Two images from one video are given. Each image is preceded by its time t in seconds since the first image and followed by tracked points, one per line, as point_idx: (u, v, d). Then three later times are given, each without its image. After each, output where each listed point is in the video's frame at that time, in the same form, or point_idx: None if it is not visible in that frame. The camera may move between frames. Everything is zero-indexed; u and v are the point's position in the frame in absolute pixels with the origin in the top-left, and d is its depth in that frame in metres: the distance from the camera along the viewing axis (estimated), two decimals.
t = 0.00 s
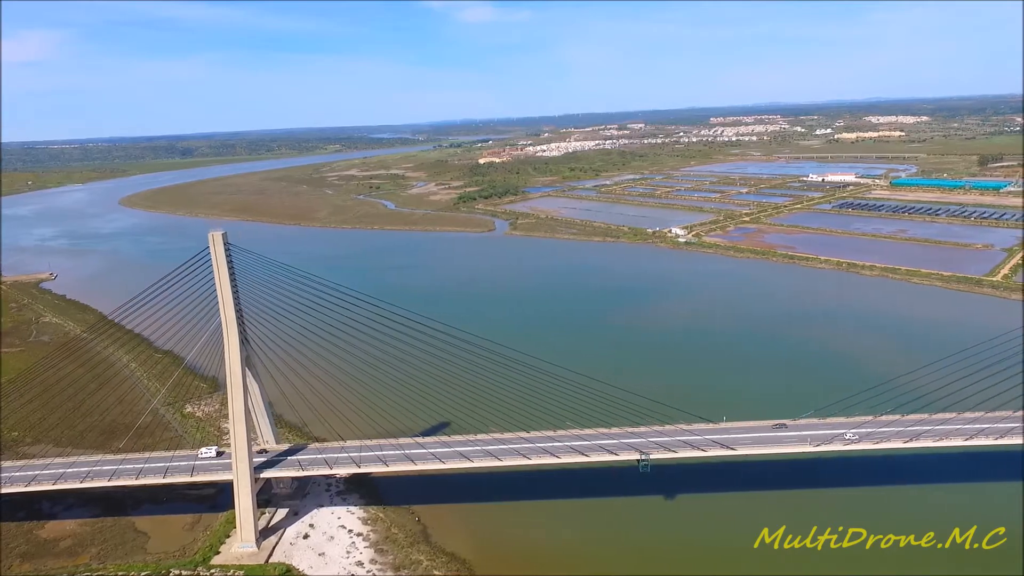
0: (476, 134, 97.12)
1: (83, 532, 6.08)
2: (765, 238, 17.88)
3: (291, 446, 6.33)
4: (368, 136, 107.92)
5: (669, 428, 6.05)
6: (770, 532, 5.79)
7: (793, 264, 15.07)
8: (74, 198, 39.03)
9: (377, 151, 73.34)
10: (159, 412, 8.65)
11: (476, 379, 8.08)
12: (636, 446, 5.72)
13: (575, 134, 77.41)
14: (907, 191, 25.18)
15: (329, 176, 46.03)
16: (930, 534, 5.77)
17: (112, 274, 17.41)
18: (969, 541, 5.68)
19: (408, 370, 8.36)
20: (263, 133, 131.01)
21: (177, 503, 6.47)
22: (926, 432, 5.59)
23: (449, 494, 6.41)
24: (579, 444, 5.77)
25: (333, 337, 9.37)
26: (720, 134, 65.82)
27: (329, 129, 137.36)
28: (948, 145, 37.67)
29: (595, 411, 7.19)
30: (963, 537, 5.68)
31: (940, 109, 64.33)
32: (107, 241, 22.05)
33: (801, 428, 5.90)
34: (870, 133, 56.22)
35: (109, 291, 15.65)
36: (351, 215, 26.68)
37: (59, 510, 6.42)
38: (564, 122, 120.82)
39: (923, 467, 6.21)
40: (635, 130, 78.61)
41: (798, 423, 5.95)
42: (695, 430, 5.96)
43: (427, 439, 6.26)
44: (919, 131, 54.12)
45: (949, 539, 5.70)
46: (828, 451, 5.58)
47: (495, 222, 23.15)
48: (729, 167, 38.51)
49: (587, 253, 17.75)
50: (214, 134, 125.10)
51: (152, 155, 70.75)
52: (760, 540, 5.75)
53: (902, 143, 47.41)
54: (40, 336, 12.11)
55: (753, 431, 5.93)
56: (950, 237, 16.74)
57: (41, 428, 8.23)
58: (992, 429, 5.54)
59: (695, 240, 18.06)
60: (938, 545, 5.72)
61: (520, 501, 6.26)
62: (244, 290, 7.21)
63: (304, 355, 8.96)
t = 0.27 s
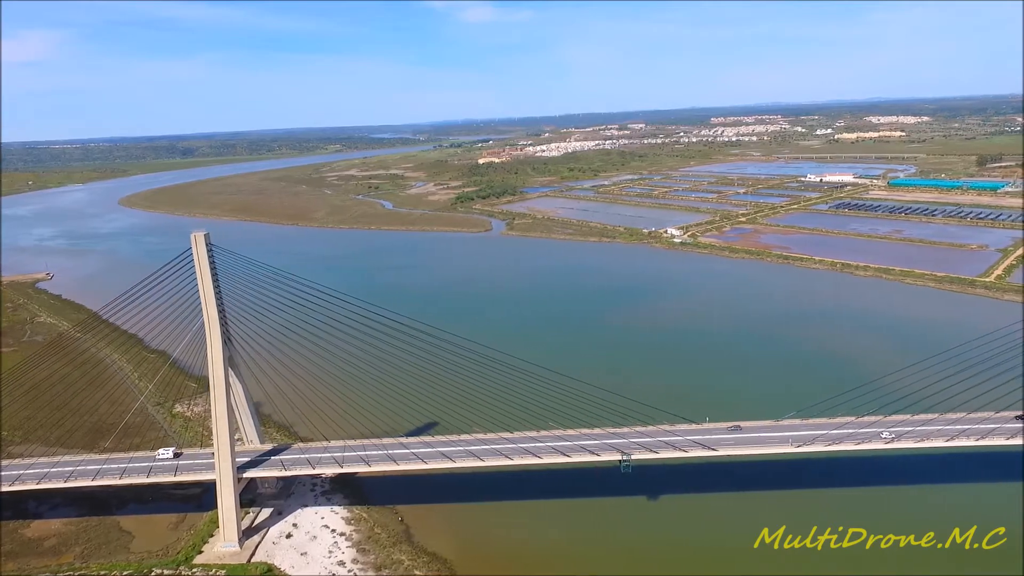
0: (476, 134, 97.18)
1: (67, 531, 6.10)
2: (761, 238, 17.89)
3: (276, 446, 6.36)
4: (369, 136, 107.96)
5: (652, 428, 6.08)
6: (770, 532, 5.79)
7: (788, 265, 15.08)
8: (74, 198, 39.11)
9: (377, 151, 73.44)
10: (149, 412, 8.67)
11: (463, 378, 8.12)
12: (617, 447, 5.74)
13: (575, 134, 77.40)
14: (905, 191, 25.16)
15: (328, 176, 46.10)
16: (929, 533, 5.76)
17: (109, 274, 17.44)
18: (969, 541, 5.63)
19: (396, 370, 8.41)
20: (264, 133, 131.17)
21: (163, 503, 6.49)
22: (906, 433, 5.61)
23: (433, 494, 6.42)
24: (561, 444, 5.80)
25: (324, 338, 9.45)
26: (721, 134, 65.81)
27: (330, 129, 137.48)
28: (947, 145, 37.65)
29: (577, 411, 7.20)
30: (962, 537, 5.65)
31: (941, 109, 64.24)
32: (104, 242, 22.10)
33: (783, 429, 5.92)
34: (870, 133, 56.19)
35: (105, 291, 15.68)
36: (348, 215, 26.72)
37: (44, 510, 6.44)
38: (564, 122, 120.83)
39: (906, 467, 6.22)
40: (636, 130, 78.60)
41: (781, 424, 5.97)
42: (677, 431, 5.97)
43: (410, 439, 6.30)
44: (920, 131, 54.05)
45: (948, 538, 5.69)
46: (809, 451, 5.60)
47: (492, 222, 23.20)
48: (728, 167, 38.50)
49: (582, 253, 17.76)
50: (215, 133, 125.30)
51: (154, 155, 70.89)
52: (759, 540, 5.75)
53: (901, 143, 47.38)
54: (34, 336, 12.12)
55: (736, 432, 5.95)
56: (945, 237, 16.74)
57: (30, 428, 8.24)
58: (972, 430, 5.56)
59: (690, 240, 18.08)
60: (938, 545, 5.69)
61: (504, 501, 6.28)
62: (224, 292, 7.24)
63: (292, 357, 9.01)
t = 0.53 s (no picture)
0: (476, 134, 97.17)
1: (52, 530, 6.12)
2: (756, 238, 17.88)
3: (260, 445, 6.38)
4: (370, 136, 107.94)
5: (636, 428, 6.09)
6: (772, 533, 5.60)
7: (782, 264, 15.07)
8: (73, 198, 39.14)
9: (377, 151, 73.45)
10: (138, 412, 8.68)
11: (455, 381, 8.22)
12: (599, 447, 5.75)
13: (575, 134, 77.36)
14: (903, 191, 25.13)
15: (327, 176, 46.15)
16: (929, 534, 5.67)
17: (104, 274, 17.46)
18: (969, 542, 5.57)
19: (389, 372, 8.53)
20: (264, 133, 131.32)
21: (148, 502, 6.50)
22: (889, 434, 5.60)
23: (416, 494, 6.42)
24: (543, 444, 5.82)
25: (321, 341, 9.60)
26: (721, 134, 65.73)
27: (331, 129, 137.50)
28: (946, 145, 37.59)
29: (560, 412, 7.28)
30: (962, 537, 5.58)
31: (942, 109, 64.08)
32: (101, 241, 22.11)
33: (766, 429, 5.92)
34: (870, 133, 56.14)
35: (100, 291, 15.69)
36: (345, 215, 26.72)
37: (30, 509, 6.45)
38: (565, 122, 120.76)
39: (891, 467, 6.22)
40: (636, 130, 78.51)
41: (764, 423, 5.97)
42: (659, 430, 5.99)
43: (395, 439, 6.32)
44: (919, 131, 53.93)
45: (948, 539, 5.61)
46: (791, 452, 5.60)
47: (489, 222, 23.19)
48: (726, 167, 38.45)
49: (577, 253, 17.76)
50: (216, 133, 125.53)
51: (155, 155, 70.94)
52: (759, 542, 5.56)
53: (900, 143, 47.29)
54: (27, 336, 12.13)
55: (718, 432, 5.95)
56: (941, 237, 16.70)
57: (19, 428, 8.25)
58: (954, 430, 5.57)
59: (685, 240, 18.07)
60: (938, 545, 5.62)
61: (487, 501, 6.28)
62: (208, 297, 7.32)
63: (283, 360, 9.16)
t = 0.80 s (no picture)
0: (476, 134, 97.12)
1: (37, 530, 6.13)
2: (751, 238, 17.87)
3: (245, 445, 6.40)
4: (370, 136, 107.90)
5: (619, 428, 6.12)
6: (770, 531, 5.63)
7: (776, 264, 15.08)
8: (71, 198, 39.12)
9: (377, 151, 73.41)
10: (128, 411, 8.70)
11: (447, 380, 8.22)
12: (582, 446, 5.78)
13: (575, 134, 77.32)
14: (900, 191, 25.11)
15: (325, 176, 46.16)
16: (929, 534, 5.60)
17: (100, 274, 17.47)
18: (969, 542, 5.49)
19: (382, 371, 8.53)
20: (265, 133, 131.34)
21: (134, 501, 6.52)
22: (870, 434, 5.62)
23: (402, 494, 6.45)
24: (526, 444, 5.84)
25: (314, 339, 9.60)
26: (721, 134, 65.72)
27: (331, 129, 137.54)
28: (945, 145, 37.53)
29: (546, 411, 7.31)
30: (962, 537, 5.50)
31: (942, 108, 63.97)
32: (98, 241, 22.12)
33: (749, 429, 5.94)
34: (869, 133, 56.08)
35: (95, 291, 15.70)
36: (342, 215, 26.73)
37: (16, 508, 6.46)
38: (565, 122, 120.73)
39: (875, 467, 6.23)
40: (636, 129, 78.42)
41: (747, 424, 5.99)
42: (643, 430, 6.01)
43: (379, 439, 6.35)
44: (919, 131, 53.79)
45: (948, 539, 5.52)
46: (772, 452, 5.62)
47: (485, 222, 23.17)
48: (725, 167, 38.39)
49: (572, 253, 17.77)
50: (216, 133, 125.57)
51: (156, 155, 70.98)
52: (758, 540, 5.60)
53: (900, 143, 47.18)
54: (19, 334, 12.13)
55: (701, 432, 5.97)
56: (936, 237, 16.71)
57: (7, 427, 8.26)
58: (934, 430, 5.60)
59: (680, 240, 18.07)
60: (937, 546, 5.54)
61: (472, 500, 6.30)
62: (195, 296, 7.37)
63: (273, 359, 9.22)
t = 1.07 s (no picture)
0: (476, 134, 97.09)
1: (22, 530, 6.16)
2: (746, 238, 17.85)
3: (229, 445, 6.43)
4: (371, 136, 107.80)
5: (601, 427, 6.13)
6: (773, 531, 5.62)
7: (770, 264, 15.06)
8: (70, 198, 39.13)
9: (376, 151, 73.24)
10: (118, 411, 8.73)
11: (434, 380, 8.24)
12: (564, 446, 5.79)
13: (575, 133, 77.26)
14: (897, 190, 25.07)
15: (324, 176, 46.17)
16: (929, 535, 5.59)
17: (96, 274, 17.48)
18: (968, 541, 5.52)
19: (370, 371, 8.55)
20: (265, 133, 131.42)
21: (120, 501, 6.54)
22: (851, 434, 5.62)
23: (386, 493, 6.46)
24: (508, 444, 5.86)
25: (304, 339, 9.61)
26: (721, 133, 65.67)
27: (332, 129, 137.61)
28: (944, 144, 37.47)
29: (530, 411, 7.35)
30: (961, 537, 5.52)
31: (943, 108, 63.85)
32: (95, 241, 22.13)
33: (732, 429, 5.94)
34: (869, 132, 55.99)
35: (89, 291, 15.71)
36: (339, 215, 26.73)
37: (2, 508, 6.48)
38: (566, 122, 120.66)
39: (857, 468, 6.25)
40: (636, 129, 78.35)
41: (730, 423, 5.99)
42: (625, 430, 6.01)
43: (363, 439, 6.37)
44: (919, 131, 53.67)
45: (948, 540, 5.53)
46: (754, 452, 5.63)
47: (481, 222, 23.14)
48: (723, 166, 38.36)
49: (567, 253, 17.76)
50: (217, 133, 125.64)
51: (156, 155, 70.98)
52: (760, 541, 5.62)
53: (899, 143, 47.04)
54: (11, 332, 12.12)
55: (684, 432, 5.97)
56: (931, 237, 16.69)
57: None
58: (916, 430, 5.60)
59: (675, 240, 18.05)
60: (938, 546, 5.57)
61: (456, 500, 6.32)
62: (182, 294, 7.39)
63: (262, 358, 9.26)
